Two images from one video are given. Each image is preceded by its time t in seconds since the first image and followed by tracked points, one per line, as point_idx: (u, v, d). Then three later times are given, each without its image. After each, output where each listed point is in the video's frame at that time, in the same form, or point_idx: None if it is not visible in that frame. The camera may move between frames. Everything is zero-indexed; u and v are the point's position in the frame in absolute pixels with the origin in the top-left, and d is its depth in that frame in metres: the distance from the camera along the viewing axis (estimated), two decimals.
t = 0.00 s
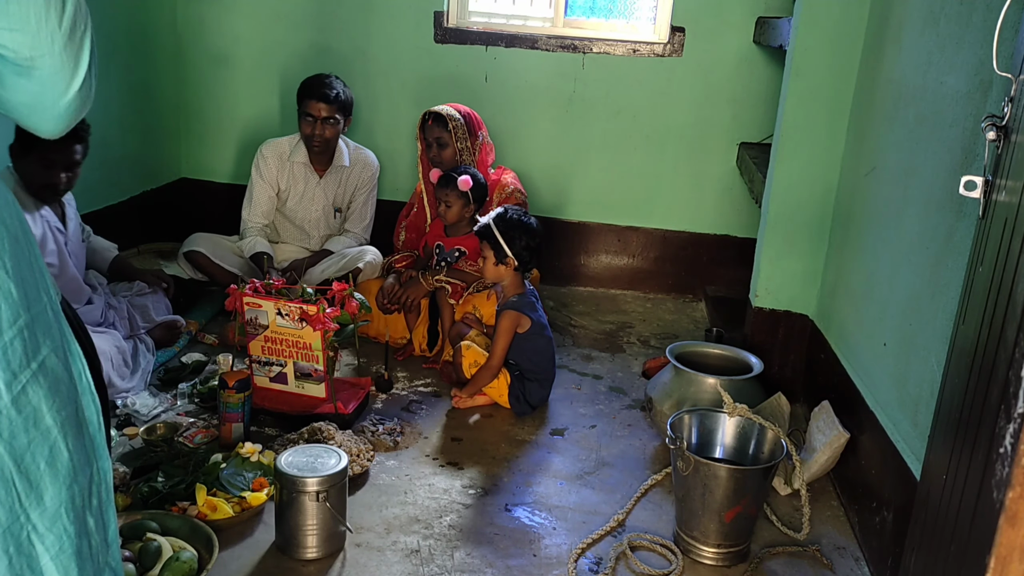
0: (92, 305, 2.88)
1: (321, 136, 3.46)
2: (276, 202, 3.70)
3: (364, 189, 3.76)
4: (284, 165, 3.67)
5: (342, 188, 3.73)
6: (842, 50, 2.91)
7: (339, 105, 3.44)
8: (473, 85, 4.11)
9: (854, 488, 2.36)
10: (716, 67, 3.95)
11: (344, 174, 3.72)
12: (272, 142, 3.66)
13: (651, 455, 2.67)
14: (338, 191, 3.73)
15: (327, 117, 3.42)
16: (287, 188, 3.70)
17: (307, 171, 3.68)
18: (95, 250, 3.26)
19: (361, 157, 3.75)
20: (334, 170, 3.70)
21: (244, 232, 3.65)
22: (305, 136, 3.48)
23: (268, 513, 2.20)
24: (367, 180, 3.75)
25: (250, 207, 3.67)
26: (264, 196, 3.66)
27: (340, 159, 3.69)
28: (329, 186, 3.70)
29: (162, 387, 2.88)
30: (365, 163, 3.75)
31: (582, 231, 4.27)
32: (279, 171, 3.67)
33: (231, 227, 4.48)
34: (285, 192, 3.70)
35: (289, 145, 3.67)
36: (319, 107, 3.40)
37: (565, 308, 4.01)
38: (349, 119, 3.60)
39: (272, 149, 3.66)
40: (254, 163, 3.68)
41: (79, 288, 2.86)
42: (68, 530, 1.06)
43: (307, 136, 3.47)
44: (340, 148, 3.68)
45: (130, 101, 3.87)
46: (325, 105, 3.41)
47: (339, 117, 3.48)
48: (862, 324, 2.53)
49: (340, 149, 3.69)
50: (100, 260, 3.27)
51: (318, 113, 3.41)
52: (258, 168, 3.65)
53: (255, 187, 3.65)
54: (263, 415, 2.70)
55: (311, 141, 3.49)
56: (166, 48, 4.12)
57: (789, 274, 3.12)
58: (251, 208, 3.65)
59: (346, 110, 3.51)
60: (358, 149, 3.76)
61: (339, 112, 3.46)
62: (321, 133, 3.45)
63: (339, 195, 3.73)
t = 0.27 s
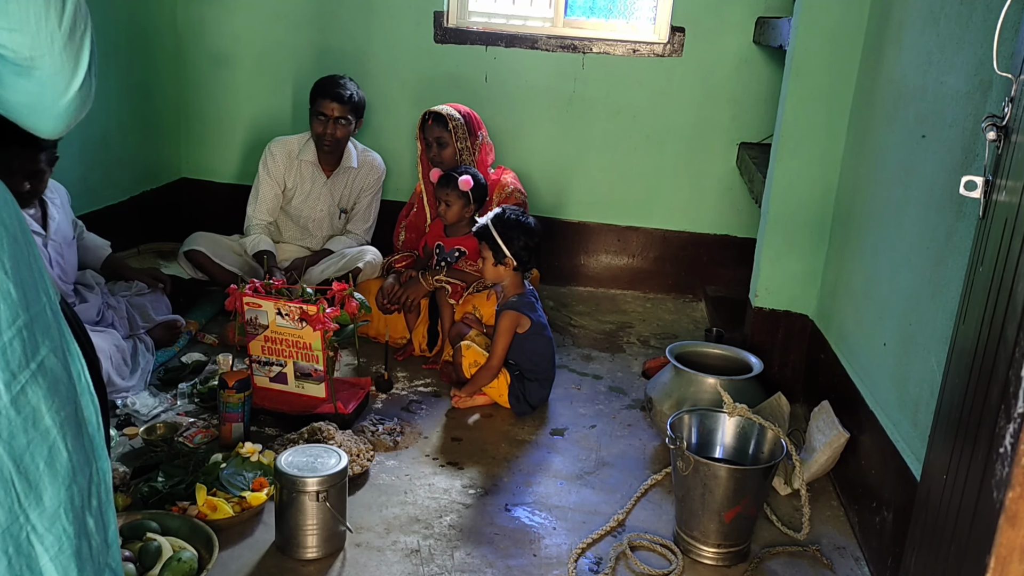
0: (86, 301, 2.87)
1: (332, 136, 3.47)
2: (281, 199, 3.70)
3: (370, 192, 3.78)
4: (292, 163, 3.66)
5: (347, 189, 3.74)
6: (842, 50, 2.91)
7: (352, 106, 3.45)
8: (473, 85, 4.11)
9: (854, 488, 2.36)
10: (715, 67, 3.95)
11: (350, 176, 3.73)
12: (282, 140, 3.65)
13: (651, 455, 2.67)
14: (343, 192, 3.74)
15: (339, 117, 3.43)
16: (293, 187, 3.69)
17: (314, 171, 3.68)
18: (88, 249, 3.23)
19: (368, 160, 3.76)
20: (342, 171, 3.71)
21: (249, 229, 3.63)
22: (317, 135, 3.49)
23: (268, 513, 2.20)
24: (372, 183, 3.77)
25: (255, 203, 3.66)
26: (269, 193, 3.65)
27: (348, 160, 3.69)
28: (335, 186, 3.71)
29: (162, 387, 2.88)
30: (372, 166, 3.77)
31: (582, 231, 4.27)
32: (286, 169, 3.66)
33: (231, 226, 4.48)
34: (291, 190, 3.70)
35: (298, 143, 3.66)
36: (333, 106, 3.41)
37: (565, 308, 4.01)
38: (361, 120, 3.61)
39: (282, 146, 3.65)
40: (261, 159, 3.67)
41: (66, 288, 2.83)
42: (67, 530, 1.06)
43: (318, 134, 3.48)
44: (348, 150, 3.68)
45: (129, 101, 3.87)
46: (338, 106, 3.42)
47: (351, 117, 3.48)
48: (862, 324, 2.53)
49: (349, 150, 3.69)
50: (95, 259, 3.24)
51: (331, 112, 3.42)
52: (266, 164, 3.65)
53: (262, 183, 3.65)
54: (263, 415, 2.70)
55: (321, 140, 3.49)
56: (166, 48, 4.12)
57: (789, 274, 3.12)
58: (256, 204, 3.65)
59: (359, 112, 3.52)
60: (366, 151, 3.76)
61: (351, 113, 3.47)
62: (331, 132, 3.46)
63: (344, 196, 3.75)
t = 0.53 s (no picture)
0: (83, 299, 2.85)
1: (342, 135, 3.47)
2: (285, 197, 3.69)
3: (374, 194, 3.79)
4: (299, 162, 3.67)
5: (352, 190, 3.75)
6: (842, 51, 2.91)
7: (364, 106, 3.46)
8: (473, 85, 4.11)
9: (854, 488, 2.36)
10: (716, 67, 3.95)
11: (356, 177, 3.74)
12: (290, 138, 3.65)
13: (651, 455, 2.67)
14: (348, 192, 3.75)
15: (350, 117, 3.43)
16: (299, 185, 3.69)
17: (320, 170, 3.68)
18: (80, 249, 3.18)
19: (374, 163, 3.77)
20: (348, 172, 3.71)
21: (251, 228, 3.62)
22: (326, 133, 3.48)
23: (268, 514, 2.20)
24: (377, 185, 3.78)
25: (259, 200, 3.65)
26: (274, 190, 3.65)
27: (355, 162, 3.71)
28: (340, 187, 3.71)
29: (162, 387, 2.88)
30: (377, 169, 3.78)
31: (582, 231, 4.27)
32: (293, 167, 3.67)
33: (231, 226, 4.47)
34: (296, 189, 3.70)
35: (307, 142, 3.67)
36: (344, 105, 3.41)
37: (565, 308, 4.01)
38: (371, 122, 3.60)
39: (289, 144, 3.66)
40: (268, 156, 3.67)
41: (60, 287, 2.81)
42: (68, 531, 1.06)
43: (328, 133, 3.48)
44: (356, 151, 3.70)
45: (129, 101, 3.88)
46: (349, 105, 3.42)
47: (362, 118, 3.48)
48: (862, 324, 2.53)
49: (356, 152, 3.70)
50: (88, 258, 3.20)
51: (343, 111, 3.43)
52: (273, 162, 3.65)
53: (268, 180, 3.65)
54: (263, 415, 2.70)
55: (330, 139, 3.49)
56: (166, 47, 4.12)
57: (789, 274, 3.12)
58: (261, 201, 3.64)
59: (369, 113, 3.53)
60: (371, 153, 3.78)
61: (362, 113, 3.47)
62: (342, 131, 3.46)
63: (349, 196, 3.75)
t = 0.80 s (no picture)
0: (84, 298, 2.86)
1: (347, 135, 3.47)
2: (287, 196, 3.71)
3: (376, 195, 3.78)
4: (301, 161, 3.68)
5: (354, 191, 3.75)
6: (842, 51, 2.91)
7: (368, 106, 3.47)
8: (473, 85, 4.11)
9: (854, 488, 2.36)
10: (716, 67, 3.95)
11: (358, 178, 3.73)
12: (293, 137, 3.66)
13: (651, 455, 2.67)
14: (350, 193, 3.75)
15: (354, 116, 3.44)
16: (301, 185, 3.70)
17: (322, 169, 3.69)
18: (77, 249, 3.18)
19: (377, 164, 3.77)
20: (350, 172, 3.71)
21: (252, 228, 3.63)
22: (330, 132, 3.48)
23: (269, 514, 2.20)
24: (379, 185, 3.77)
25: (262, 199, 3.66)
26: (276, 189, 3.67)
27: (357, 162, 3.70)
28: (342, 187, 3.72)
29: (162, 387, 2.88)
30: (380, 169, 3.77)
31: (582, 231, 4.27)
32: (295, 166, 3.67)
33: (231, 226, 4.47)
34: (298, 188, 3.71)
35: (309, 142, 3.68)
36: (348, 105, 3.42)
37: (565, 308, 4.01)
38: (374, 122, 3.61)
39: (292, 144, 3.66)
40: (271, 155, 3.68)
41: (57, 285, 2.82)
42: (71, 531, 1.06)
43: (332, 133, 3.48)
44: (358, 151, 3.70)
45: (130, 101, 3.88)
46: (353, 105, 3.43)
47: (366, 118, 3.49)
48: (862, 325, 2.53)
49: (358, 152, 3.70)
50: (85, 258, 3.20)
51: (347, 110, 3.43)
52: (275, 161, 3.67)
53: (270, 179, 3.66)
54: (263, 415, 2.70)
55: (334, 138, 3.49)
56: (166, 48, 4.12)
57: (789, 274, 3.12)
58: (263, 201, 3.66)
59: (373, 114, 3.53)
60: (375, 154, 3.78)
61: (366, 113, 3.48)
62: (347, 130, 3.46)
63: (351, 197, 3.75)
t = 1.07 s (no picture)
0: (85, 299, 2.86)
1: (343, 134, 3.47)
2: (286, 196, 3.69)
3: (376, 195, 3.78)
4: (300, 161, 3.66)
5: (354, 191, 3.75)
6: (842, 51, 2.91)
7: (363, 104, 3.47)
8: (473, 85, 4.11)
9: (854, 488, 2.36)
10: (716, 67, 3.95)
11: (357, 177, 3.73)
12: (292, 138, 3.65)
13: (651, 455, 2.67)
14: (349, 192, 3.74)
15: (351, 115, 3.44)
16: (300, 185, 3.69)
17: (321, 169, 3.68)
18: (77, 249, 3.18)
19: (376, 163, 3.78)
20: (349, 172, 3.72)
21: (251, 228, 3.63)
22: (327, 132, 3.49)
23: (268, 514, 2.20)
24: (379, 185, 3.78)
25: (261, 200, 3.65)
26: (275, 190, 3.65)
27: (357, 161, 3.71)
28: (341, 186, 3.72)
29: (162, 387, 2.88)
30: (379, 169, 3.78)
31: (582, 231, 4.27)
32: (294, 166, 3.66)
33: (231, 226, 4.47)
34: (298, 188, 3.70)
35: (308, 142, 3.67)
36: (345, 104, 3.42)
37: (565, 308, 4.01)
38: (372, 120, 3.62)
39: (291, 144, 3.65)
40: (270, 156, 3.67)
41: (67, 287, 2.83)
42: (71, 531, 1.06)
43: (329, 132, 3.48)
44: (357, 150, 3.71)
45: (129, 101, 3.88)
46: (349, 104, 3.43)
47: (362, 116, 3.49)
48: (862, 324, 2.53)
49: (358, 151, 3.70)
50: (85, 258, 3.20)
51: (343, 110, 3.43)
52: (274, 161, 3.65)
53: (269, 180, 3.65)
54: (263, 415, 2.70)
55: (331, 138, 3.49)
56: (166, 48, 4.12)
57: (789, 274, 3.12)
58: (262, 202, 3.64)
59: (370, 110, 3.53)
60: (373, 153, 3.78)
61: (362, 112, 3.48)
62: (342, 130, 3.47)
63: (350, 196, 3.75)
